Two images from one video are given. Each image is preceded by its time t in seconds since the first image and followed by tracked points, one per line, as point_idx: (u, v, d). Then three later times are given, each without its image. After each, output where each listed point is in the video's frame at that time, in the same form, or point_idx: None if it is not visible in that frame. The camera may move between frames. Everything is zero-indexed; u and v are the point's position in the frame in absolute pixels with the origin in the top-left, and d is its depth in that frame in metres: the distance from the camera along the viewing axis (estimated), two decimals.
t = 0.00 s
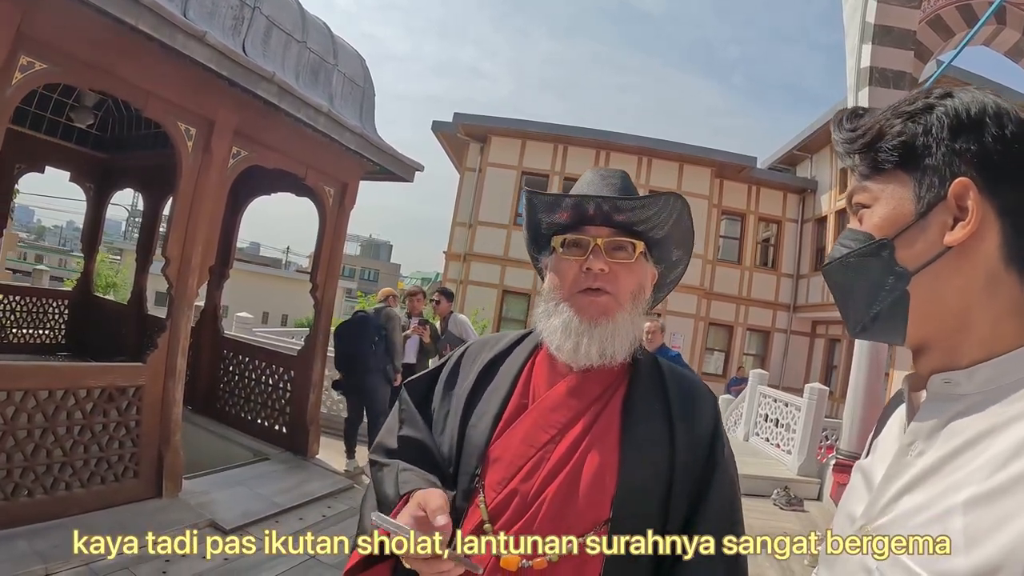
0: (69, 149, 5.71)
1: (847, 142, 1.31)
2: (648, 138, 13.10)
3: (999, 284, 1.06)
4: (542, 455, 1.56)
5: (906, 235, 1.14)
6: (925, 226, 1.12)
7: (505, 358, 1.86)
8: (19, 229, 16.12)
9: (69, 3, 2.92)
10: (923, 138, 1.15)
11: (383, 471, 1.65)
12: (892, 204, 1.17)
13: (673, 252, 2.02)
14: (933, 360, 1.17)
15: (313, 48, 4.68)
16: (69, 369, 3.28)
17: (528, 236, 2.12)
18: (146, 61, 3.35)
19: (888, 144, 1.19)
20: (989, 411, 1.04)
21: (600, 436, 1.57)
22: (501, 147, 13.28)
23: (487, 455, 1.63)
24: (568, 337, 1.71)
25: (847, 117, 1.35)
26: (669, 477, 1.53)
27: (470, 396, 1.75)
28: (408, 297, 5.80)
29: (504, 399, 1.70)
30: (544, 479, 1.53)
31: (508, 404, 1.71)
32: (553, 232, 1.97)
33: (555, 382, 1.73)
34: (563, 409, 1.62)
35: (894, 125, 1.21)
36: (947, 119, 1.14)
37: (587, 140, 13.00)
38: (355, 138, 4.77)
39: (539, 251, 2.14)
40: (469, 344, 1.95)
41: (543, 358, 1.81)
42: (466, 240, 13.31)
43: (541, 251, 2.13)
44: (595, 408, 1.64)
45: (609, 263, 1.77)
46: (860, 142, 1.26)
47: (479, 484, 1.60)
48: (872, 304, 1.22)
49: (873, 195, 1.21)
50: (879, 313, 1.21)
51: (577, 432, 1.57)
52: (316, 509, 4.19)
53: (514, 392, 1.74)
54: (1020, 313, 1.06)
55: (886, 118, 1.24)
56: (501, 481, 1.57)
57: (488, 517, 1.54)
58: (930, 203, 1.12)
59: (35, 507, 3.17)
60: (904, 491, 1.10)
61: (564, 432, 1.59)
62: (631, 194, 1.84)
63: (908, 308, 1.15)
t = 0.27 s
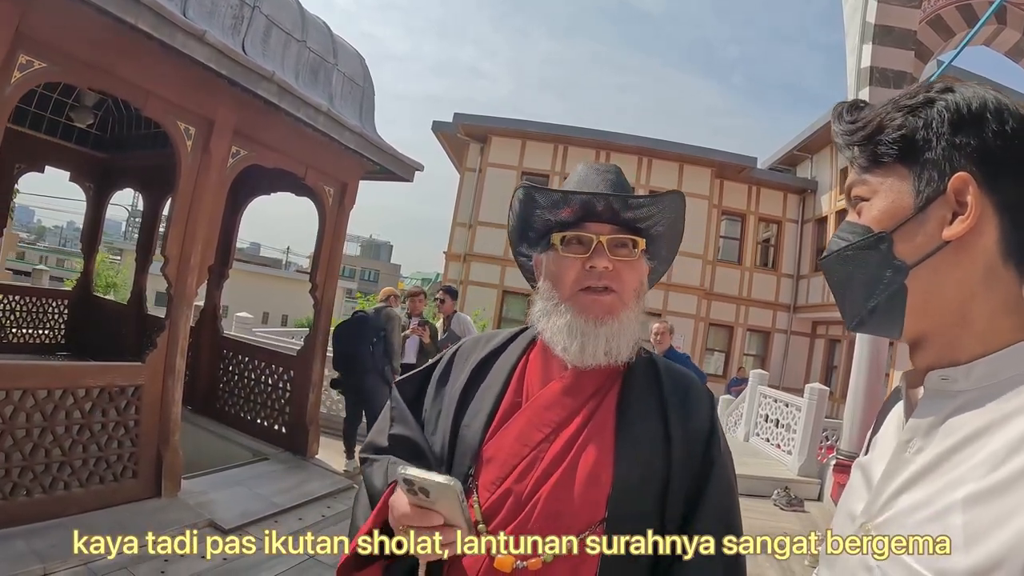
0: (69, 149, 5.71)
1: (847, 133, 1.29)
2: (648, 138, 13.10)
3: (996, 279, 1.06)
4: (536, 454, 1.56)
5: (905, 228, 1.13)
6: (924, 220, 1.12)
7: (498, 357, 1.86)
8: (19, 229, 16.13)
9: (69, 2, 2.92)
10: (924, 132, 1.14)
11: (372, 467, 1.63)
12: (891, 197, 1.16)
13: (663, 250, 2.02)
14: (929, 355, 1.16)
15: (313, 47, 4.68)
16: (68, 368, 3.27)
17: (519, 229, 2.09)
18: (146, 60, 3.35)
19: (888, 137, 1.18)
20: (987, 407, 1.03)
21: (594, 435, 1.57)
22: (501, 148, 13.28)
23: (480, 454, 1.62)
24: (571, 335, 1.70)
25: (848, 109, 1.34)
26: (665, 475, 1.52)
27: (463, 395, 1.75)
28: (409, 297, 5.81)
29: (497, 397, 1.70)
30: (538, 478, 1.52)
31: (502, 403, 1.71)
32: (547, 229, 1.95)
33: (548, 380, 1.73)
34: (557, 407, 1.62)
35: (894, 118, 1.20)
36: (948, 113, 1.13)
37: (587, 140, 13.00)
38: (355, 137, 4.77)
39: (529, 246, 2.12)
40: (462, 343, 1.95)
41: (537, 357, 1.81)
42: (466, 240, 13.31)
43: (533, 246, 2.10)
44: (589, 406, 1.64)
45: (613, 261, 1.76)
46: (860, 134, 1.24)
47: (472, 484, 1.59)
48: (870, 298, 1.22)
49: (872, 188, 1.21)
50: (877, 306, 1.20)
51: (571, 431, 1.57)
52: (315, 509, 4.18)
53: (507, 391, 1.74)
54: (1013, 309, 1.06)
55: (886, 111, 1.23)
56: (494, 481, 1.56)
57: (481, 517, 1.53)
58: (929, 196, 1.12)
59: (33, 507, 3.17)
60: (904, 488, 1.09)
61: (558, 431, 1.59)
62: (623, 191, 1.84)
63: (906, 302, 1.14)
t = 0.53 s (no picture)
0: (69, 149, 5.71)
1: (848, 129, 1.29)
2: (649, 138, 13.10)
3: (1000, 273, 1.06)
4: (532, 453, 1.56)
5: (908, 223, 1.13)
6: (926, 214, 1.11)
7: (494, 354, 1.85)
8: (20, 229, 16.15)
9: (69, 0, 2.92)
10: (925, 126, 1.14)
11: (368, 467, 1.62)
12: (892, 192, 1.16)
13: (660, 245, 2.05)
14: (932, 350, 1.16)
15: (313, 46, 4.67)
16: (68, 368, 3.27)
17: (517, 220, 2.08)
18: (146, 59, 3.35)
19: (889, 131, 1.18)
20: (990, 401, 1.03)
21: (590, 432, 1.56)
22: (501, 148, 13.28)
23: (476, 453, 1.62)
24: (569, 331, 1.69)
25: (849, 105, 1.34)
26: (664, 473, 1.52)
27: (459, 393, 1.74)
28: (409, 296, 5.80)
29: (491, 396, 1.69)
30: (534, 477, 1.52)
31: (497, 401, 1.70)
32: (545, 221, 1.93)
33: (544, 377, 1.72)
34: (554, 405, 1.61)
35: (895, 113, 1.20)
36: (948, 107, 1.13)
37: (588, 140, 13.00)
38: (355, 136, 4.77)
39: (526, 238, 2.11)
40: (457, 340, 1.94)
41: (532, 354, 1.81)
42: (466, 240, 13.30)
43: (530, 239, 2.09)
44: (585, 404, 1.63)
45: (612, 257, 1.76)
46: (861, 129, 1.24)
47: (468, 483, 1.59)
48: (874, 294, 1.22)
49: (874, 183, 1.20)
50: (879, 301, 1.20)
51: (568, 429, 1.56)
52: (315, 509, 4.18)
53: (503, 389, 1.73)
54: (1018, 304, 1.05)
55: (887, 106, 1.23)
56: (490, 479, 1.56)
57: (478, 516, 1.53)
58: (931, 191, 1.11)
59: (33, 506, 3.17)
60: (907, 483, 1.09)
61: (553, 429, 1.59)
62: (621, 187, 1.83)
63: (909, 298, 1.14)
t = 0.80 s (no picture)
0: (69, 149, 5.70)
1: (846, 133, 1.29)
2: (648, 139, 13.10)
3: (999, 278, 1.05)
4: (531, 456, 1.55)
5: (907, 230, 1.13)
6: (926, 221, 1.11)
7: (492, 357, 1.84)
8: (19, 230, 16.14)
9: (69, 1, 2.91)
10: (924, 132, 1.14)
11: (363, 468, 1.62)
12: (892, 199, 1.16)
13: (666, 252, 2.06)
14: (931, 355, 1.16)
15: (313, 48, 4.67)
16: (67, 369, 3.27)
17: (525, 219, 2.07)
18: (146, 60, 3.34)
19: (889, 137, 1.18)
20: (987, 405, 1.03)
21: (590, 436, 1.56)
22: (501, 148, 13.28)
23: (474, 456, 1.61)
24: (574, 339, 1.69)
25: (848, 109, 1.34)
26: (663, 478, 1.52)
27: (456, 396, 1.73)
28: (409, 297, 5.79)
29: (490, 399, 1.68)
30: (534, 482, 1.51)
31: (496, 404, 1.69)
32: (555, 224, 1.92)
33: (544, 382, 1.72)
34: (553, 409, 1.60)
35: (895, 118, 1.20)
36: (948, 112, 1.12)
37: (587, 141, 13.00)
38: (354, 138, 4.77)
39: (532, 238, 2.09)
40: (455, 342, 1.93)
41: (533, 358, 1.80)
42: (465, 241, 13.31)
43: (536, 240, 2.08)
44: (585, 408, 1.63)
45: (620, 268, 1.75)
46: (860, 134, 1.24)
47: (466, 486, 1.57)
48: (873, 300, 1.21)
49: (873, 189, 1.20)
50: (879, 308, 1.20)
51: (568, 433, 1.56)
52: (315, 510, 4.17)
53: (501, 392, 1.72)
54: (1018, 310, 1.05)
55: (886, 110, 1.23)
56: (489, 484, 1.55)
57: (476, 520, 1.53)
58: (930, 197, 1.11)
59: (32, 508, 3.16)
60: (905, 485, 1.09)
61: (553, 433, 1.58)
62: (631, 196, 1.83)
63: (909, 303, 1.14)
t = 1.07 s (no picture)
0: (69, 150, 5.70)
1: (841, 138, 1.29)
2: (648, 140, 13.11)
3: (996, 280, 1.06)
4: (533, 456, 1.55)
5: (903, 235, 1.13)
6: (923, 224, 1.11)
7: (494, 358, 1.84)
8: (20, 230, 16.16)
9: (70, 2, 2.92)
10: (919, 134, 1.14)
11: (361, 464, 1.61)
12: (887, 203, 1.16)
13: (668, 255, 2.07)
14: (930, 356, 1.16)
15: (313, 48, 4.68)
16: (67, 370, 3.27)
17: (528, 218, 2.07)
18: (146, 60, 3.35)
19: (883, 140, 1.18)
20: (987, 406, 1.03)
21: (592, 435, 1.57)
22: (501, 149, 13.29)
23: (475, 457, 1.60)
24: (575, 336, 1.69)
25: (841, 112, 1.35)
26: (664, 479, 1.52)
27: (458, 397, 1.73)
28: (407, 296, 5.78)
29: (492, 399, 1.68)
30: (535, 482, 1.51)
31: (497, 404, 1.70)
32: (557, 221, 1.92)
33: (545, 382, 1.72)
34: (555, 409, 1.61)
35: (888, 120, 1.20)
36: (941, 113, 1.12)
37: (587, 141, 13.01)
38: (354, 138, 4.77)
39: (535, 237, 2.10)
40: (457, 342, 1.93)
41: (535, 358, 1.80)
42: (465, 241, 13.31)
43: (539, 239, 2.08)
44: (587, 408, 1.63)
45: (621, 265, 1.76)
46: (854, 138, 1.24)
47: (467, 487, 1.57)
48: (871, 304, 1.21)
49: (868, 193, 1.20)
50: (876, 312, 1.19)
51: (569, 433, 1.56)
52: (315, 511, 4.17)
53: (503, 392, 1.73)
54: (1014, 311, 1.06)
55: (880, 113, 1.23)
56: (490, 484, 1.55)
57: (477, 521, 1.53)
58: (926, 200, 1.11)
59: (32, 508, 3.16)
60: (904, 486, 1.09)
61: (554, 433, 1.58)
62: (633, 195, 1.84)
63: (907, 306, 1.13)
